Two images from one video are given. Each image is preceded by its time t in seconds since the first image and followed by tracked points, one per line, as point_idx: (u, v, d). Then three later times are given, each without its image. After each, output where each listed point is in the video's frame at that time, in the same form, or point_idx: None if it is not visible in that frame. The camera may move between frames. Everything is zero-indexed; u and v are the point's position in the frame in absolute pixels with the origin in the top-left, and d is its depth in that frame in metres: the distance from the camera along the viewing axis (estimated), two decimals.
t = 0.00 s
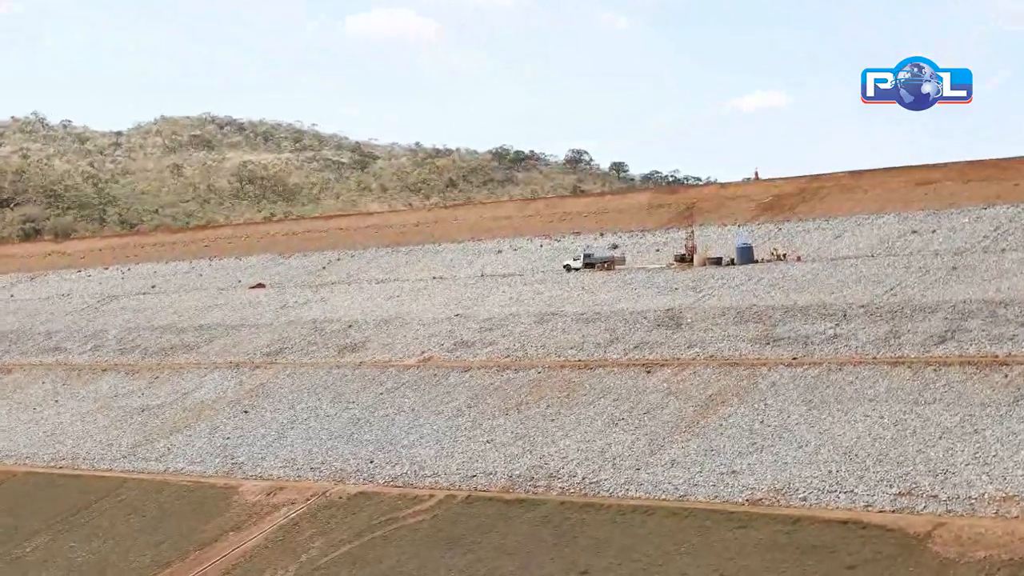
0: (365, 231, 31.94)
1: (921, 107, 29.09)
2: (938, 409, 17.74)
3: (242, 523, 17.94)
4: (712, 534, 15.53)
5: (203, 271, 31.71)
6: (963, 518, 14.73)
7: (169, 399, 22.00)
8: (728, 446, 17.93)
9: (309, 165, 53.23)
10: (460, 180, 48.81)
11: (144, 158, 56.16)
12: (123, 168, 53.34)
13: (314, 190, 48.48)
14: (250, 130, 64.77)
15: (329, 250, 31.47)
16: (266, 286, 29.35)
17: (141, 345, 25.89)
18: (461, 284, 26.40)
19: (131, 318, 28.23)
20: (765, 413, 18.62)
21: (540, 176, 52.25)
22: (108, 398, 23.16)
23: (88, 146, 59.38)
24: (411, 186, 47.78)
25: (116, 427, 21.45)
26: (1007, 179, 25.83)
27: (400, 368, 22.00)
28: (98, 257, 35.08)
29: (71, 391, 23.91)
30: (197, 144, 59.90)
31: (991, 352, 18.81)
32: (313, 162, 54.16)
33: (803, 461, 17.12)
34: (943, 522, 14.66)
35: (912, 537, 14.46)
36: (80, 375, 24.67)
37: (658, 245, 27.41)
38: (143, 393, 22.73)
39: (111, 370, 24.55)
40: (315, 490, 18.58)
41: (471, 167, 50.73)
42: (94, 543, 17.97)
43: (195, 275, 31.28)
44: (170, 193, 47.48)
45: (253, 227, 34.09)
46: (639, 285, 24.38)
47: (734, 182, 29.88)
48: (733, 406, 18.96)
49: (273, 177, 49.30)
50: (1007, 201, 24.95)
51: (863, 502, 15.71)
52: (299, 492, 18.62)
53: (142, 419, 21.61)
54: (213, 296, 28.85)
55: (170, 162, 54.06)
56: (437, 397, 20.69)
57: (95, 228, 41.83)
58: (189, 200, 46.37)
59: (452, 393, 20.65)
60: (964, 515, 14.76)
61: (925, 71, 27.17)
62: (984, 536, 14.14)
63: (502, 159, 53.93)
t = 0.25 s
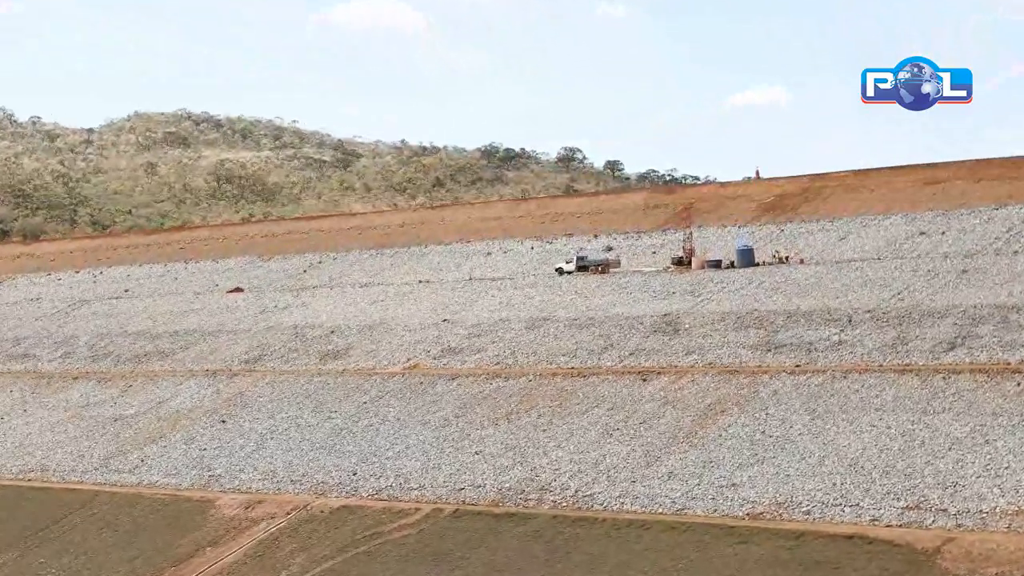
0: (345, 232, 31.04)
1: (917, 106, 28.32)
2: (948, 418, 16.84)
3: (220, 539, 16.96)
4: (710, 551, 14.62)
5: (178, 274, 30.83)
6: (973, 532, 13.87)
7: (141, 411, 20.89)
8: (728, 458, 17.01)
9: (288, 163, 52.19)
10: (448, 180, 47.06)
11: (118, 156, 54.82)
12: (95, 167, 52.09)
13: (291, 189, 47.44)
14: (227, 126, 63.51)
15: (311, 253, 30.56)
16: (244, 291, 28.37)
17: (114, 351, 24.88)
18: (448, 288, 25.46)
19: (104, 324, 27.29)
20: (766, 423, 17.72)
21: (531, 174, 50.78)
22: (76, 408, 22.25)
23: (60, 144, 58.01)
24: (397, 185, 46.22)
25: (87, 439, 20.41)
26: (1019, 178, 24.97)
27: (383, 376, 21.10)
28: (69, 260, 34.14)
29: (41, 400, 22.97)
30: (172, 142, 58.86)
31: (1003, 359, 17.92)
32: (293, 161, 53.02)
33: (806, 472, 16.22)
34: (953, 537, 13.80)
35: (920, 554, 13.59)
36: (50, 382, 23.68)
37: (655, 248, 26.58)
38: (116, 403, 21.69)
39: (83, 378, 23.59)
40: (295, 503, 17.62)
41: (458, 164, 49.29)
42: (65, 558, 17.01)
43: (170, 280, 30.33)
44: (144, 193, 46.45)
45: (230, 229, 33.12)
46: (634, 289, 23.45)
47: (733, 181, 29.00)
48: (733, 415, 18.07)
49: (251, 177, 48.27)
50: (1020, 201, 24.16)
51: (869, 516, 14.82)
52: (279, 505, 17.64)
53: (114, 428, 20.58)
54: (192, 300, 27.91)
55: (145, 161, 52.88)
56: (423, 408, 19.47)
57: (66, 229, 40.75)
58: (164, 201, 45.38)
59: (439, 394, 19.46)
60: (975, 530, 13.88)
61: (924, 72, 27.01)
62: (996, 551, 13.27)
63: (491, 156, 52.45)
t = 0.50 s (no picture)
0: (324, 234, 30.35)
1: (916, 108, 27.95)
2: (958, 429, 15.95)
3: (195, 555, 15.74)
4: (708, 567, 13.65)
5: (151, 278, 29.96)
6: (985, 549, 12.96)
7: (111, 420, 19.84)
8: (728, 471, 16.06)
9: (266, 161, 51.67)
10: (434, 177, 45.88)
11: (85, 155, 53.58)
12: (64, 166, 50.87)
13: (266, 189, 46.70)
14: (202, 124, 62.68)
15: (291, 254, 29.73)
16: (220, 296, 27.37)
17: (84, 360, 23.91)
18: (434, 292, 24.50)
19: (73, 329, 26.29)
20: (768, 433, 16.81)
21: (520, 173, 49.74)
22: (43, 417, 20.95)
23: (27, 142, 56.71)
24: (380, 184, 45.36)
25: (56, 451, 19.34)
26: None
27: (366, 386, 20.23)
28: (36, 263, 33.20)
29: (6, 410, 21.92)
30: (144, 139, 58.26)
31: (1016, 367, 17.05)
32: (271, 159, 52.13)
33: (810, 486, 15.28)
34: (964, 554, 12.89)
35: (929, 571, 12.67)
36: (16, 391, 22.63)
37: (650, 250, 25.76)
38: (85, 413, 20.63)
39: (51, 387, 22.54)
40: (273, 518, 16.53)
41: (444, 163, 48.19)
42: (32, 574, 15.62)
43: (144, 285, 29.44)
44: (115, 193, 45.49)
45: (207, 231, 32.40)
46: (629, 293, 22.53)
47: (734, 179, 28.17)
48: (733, 426, 17.16)
49: (227, 176, 47.38)
50: None
51: (875, 531, 13.89)
52: (257, 521, 16.51)
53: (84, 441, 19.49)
54: (168, 305, 26.97)
55: (115, 159, 51.88)
56: (408, 416, 18.20)
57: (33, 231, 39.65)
58: (136, 201, 44.45)
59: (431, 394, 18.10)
60: (986, 547, 12.98)
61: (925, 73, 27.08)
62: (1010, 568, 12.36)
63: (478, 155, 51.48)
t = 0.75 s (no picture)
0: (300, 235, 29.57)
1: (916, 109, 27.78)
2: (969, 441, 15.07)
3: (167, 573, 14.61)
4: None
5: (123, 282, 29.07)
6: (999, 567, 12.10)
7: (78, 432, 18.87)
8: (727, 485, 15.12)
9: (242, 160, 50.08)
10: (420, 177, 44.55)
11: (50, 154, 52.11)
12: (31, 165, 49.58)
13: (240, 190, 45.44)
14: (175, 120, 60.15)
15: (268, 257, 28.92)
16: (194, 299, 26.43)
17: (51, 369, 22.84)
18: (419, 297, 23.47)
19: (41, 336, 25.28)
20: (770, 445, 15.89)
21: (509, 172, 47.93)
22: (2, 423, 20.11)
23: None
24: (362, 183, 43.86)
25: (21, 464, 18.30)
26: None
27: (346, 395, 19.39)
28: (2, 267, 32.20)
29: None
30: (114, 136, 56.29)
31: None
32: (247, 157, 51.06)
33: (814, 501, 14.35)
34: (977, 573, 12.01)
35: None
36: None
37: (645, 252, 24.95)
38: (52, 423, 19.59)
39: (17, 397, 21.43)
40: (250, 533, 15.46)
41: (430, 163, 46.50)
42: None
43: (114, 289, 28.53)
44: (84, 193, 44.39)
45: (181, 232, 31.51)
46: (624, 297, 21.53)
47: (733, 178, 27.32)
48: (733, 438, 16.24)
49: (201, 174, 46.28)
50: None
51: (882, 549, 13.00)
52: (232, 537, 15.44)
53: (50, 453, 18.48)
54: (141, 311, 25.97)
55: (83, 157, 50.52)
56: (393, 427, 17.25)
57: None
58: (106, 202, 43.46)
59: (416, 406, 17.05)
60: (1001, 566, 12.10)
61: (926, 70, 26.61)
62: None
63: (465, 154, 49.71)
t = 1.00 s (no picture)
0: (276, 238, 28.66)
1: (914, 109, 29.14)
2: (983, 454, 14.19)
3: None
4: None
5: (91, 288, 28.04)
6: None
7: (42, 445, 17.77)
8: (727, 500, 14.17)
9: (217, 158, 47.26)
10: (401, 176, 41.77)
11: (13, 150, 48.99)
12: None
13: (212, 190, 43.08)
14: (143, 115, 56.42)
15: (241, 262, 28.04)
16: (165, 305, 25.65)
17: (13, 377, 21.51)
18: (402, 302, 22.29)
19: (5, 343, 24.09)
20: (771, 459, 14.93)
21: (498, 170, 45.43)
22: None
23: None
24: (342, 183, 41.02)
25: None
26: None
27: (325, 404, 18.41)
28: None
29: None
30: (81, 133, 52.49)
31: None
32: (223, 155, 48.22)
33: (819, 518, 13.44)
34: None
35: None
36: None
37: (640, 256, 24.08)
38: (14, 435, 18.43)
39: None
40: (225, 550, 14.33)
41: (415, 159, 43.57)
42: None
43: (80, 295, 27.53)
44: (48, 193, 41.64)
45: (151, 234, 30.43)
46: (618, 303, 20.35)
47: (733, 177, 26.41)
48: (733, 450, 15.25)
49: (172, 173, 43.90)
50: None
51: (890, 568, 12.17)
52: (204, 555, 14.29)
53: (11, 465, 17.34)
54: (107, 317, 24.67)
55: (46, 154, 47.76)
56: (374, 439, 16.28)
57: None
58: (71, 202, 40.94)
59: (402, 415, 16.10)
60: None
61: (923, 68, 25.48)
62: None
63: (450, 150, 47.06)
